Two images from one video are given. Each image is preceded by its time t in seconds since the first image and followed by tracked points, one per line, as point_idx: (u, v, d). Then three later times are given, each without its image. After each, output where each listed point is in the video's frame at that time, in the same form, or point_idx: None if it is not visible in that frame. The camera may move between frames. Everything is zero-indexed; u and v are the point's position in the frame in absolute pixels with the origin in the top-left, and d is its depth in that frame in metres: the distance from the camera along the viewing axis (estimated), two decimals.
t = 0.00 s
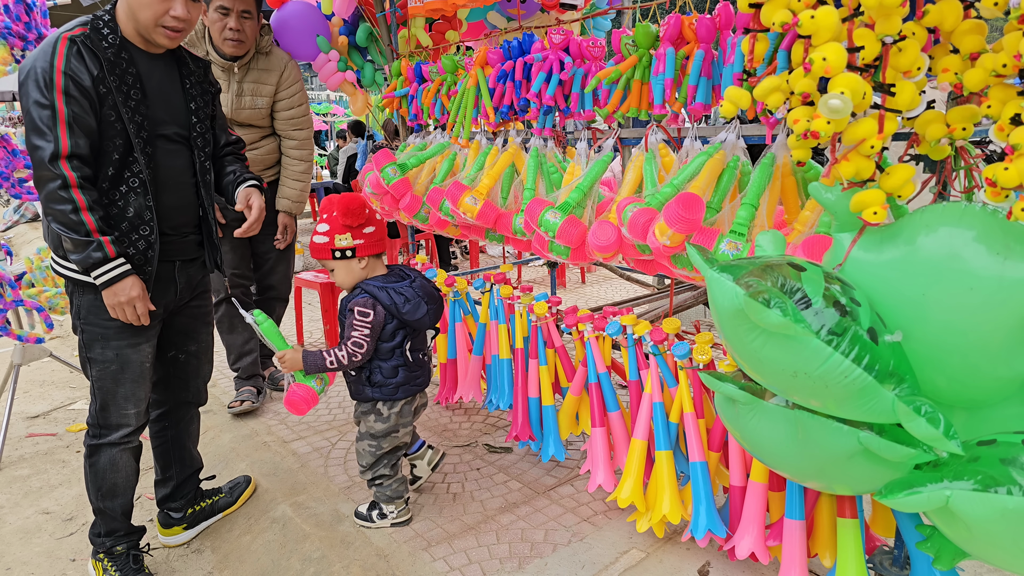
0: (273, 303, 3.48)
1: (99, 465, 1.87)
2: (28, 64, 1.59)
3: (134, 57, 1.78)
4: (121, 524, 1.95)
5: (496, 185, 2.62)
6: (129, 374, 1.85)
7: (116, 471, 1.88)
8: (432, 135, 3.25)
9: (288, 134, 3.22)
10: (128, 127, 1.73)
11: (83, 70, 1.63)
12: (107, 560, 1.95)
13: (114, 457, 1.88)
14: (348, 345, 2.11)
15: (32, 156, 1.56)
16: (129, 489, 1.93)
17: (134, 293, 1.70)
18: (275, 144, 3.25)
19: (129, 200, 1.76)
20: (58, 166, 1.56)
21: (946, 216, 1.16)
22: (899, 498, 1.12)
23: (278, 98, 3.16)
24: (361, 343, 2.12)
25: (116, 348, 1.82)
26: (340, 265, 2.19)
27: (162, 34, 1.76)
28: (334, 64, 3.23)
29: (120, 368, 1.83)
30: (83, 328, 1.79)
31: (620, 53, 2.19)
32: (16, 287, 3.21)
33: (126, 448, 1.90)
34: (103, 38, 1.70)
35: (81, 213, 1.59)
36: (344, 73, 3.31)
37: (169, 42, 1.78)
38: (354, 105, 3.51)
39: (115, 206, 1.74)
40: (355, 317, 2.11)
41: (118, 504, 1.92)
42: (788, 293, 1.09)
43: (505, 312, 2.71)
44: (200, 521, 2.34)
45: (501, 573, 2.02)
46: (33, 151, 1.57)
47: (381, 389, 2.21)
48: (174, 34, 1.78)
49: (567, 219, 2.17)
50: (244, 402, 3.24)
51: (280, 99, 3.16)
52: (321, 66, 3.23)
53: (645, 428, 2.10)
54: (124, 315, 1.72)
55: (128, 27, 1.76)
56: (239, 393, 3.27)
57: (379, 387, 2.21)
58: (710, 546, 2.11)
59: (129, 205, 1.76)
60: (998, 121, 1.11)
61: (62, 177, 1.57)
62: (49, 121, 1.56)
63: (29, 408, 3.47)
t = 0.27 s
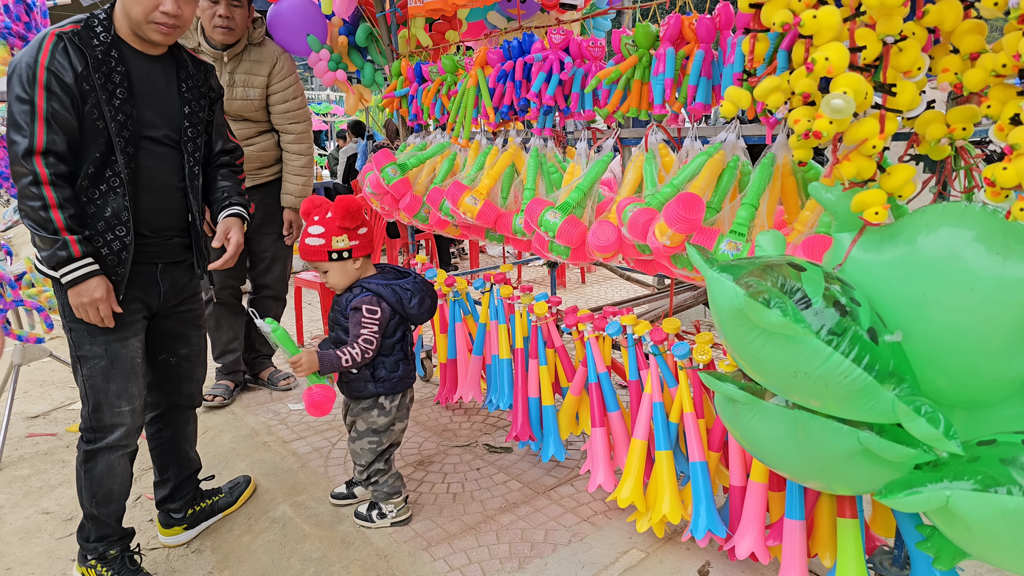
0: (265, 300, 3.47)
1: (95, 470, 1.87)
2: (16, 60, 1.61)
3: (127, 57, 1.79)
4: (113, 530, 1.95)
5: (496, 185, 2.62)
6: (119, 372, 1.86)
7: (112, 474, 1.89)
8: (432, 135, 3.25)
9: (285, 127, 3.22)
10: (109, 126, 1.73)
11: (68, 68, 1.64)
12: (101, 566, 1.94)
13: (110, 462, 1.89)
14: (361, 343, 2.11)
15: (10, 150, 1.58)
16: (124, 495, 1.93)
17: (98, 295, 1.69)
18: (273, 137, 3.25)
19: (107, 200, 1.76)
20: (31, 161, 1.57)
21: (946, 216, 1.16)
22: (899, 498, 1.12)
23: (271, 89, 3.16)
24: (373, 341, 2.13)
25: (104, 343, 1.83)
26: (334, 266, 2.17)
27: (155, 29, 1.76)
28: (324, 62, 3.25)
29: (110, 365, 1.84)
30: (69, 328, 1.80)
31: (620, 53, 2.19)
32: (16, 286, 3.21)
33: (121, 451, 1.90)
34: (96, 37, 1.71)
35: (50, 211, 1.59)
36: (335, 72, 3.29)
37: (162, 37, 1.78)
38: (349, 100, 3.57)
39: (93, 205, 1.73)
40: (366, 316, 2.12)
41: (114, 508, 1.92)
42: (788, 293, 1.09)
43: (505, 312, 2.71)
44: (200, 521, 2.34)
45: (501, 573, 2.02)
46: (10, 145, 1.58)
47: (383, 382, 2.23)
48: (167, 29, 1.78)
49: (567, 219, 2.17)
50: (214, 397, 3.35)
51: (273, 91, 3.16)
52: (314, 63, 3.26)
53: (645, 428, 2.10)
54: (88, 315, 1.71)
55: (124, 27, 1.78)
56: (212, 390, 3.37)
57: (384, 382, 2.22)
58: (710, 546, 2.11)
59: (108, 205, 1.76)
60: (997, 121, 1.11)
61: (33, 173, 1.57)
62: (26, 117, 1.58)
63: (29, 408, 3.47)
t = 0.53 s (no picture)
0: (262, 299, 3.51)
1: (79, 485, 1.87)
2: None
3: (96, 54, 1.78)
4: (108, 548, 1.94)
5: (496, 185, 2.62)
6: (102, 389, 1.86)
7: (96, 490, 1.88)
8: (432, 135, 3.25)
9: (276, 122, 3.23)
10: (89, 129, 1.73)
11: (39, 71, 1.62)
12: None
13: (94, 476, 1.88)
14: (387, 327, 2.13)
15: None
16: (113, 510, 1.93)
17: (81, 315, 1.69)
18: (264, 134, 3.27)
19: (94, 206, 1.76)
20: (10, 173, 1.56)
21: (946, 216, 1.16)
22: (899, 497, 1.12)
23: (259, 85, 3.16)
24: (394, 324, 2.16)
25: (89, 361, 1.83)
26: (337, 261, 2.17)
27: (118, 22, 1.75)
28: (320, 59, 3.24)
29: (93, 384, 1.85)
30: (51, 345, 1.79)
31: (620, 53, 2.19)
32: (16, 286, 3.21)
33: (105, 466, 1.90)
34: (62, 36, 1.69)
35: (31, 226, 1.58)
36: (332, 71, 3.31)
37: (125, 30, 1.77)
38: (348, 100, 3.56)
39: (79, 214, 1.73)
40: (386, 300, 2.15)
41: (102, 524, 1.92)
42: (789, 293, 1.09)
43: (505, 312, 2.71)
44: (200, 520, 2.34)
45: (501, 573, 2.02)
46: None
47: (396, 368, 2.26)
48: (130, 21, 1.77)
49: (567, 219, 2.17)
50: (211, 397, 3.36)
51: (261, 86, 3.16)
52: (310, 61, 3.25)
53: (645, 428, 2.10)
54: (66, 334, 1.70)
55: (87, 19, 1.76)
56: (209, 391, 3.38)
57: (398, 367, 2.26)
58: (710, 546, 2.11)
59: (95, 212, 1.76)
60: (998, 121, 1.11)
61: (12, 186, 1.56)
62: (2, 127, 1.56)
63: (29, 408, 3.47)
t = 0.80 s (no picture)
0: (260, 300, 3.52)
1: (71, 495, 1.87)
2: None
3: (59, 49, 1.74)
4: (106, 552, 1.95)
5: (496, 185, 2.62)
6: (90, 400, 1.86)
7: (88, 499, 1.89)
8: (432, 135, 3.25)
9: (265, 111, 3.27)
10: (64, 131, 1.71)
11: (8, 72, 1.60)
12: None
13: (85, 486, 1.89)
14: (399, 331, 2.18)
15: None
16: (108, 516, 1.94)
17: (89, 321, 1.70)
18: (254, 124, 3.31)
19: (74, 213, 1.75)
20: None
21: (946, 216, 1.16)
22: (899, 498, 1.12)
23: (246, 74, 3.21)
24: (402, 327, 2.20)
25: (75, 373, 1.82)
26: (341, 270, 2.16)
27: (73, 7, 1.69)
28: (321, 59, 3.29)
29: (82, 395, 1.84)
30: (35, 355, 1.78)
31: (620, 53, 2.19)
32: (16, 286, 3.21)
33: (96, 476, 1.90)
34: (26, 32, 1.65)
35: (20, 235, 1.56)
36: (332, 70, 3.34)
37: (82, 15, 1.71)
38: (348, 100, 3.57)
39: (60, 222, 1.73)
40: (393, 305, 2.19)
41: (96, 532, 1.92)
42: (788, 293, 1.09)
43: (505, 312, 2.71)
44: (200, 520, 2.35)
45: (501, 573, 2.02)
46: None
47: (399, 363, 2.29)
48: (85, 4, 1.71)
49: (567, 219, 2.17)
50: (211, 398, 3.37)
51: (248, 75, 3.21)
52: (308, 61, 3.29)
53: (645, 428, 2.10)
54: (78, 344, 1.71)
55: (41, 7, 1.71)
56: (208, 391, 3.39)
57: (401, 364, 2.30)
58: (710, 546, 2.11)
59: (76, 218, 1.76)
60: (998, 121, 1.11)
61: None
62: None
63: (29, 408, 3.47)
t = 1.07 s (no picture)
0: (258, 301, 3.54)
1: (71, 498, 1.87)
2: None
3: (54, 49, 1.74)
4: (106, 553, 1.95)
5: (496, 185, 2.62)
6: (89, 403, 1.86)
7: (88, 501, 1.89)
8: (432, 135, 3.25)
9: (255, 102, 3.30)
10: (63, 133, 1.71)
11: (8, 74, 1.59)
12: None
13: (84, 489, 1.89)
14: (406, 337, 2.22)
15: None
16: (107, 518, 1.94)
17: (77, 335, 1.70)
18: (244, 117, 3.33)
19: (72, 216, 1.76)
20: None
21: (946, 216, 1.16)
22: (899, 498, 1.12)
23: (236, 65, 3.25)
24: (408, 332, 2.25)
25: (75, 378, 1.82)
26: (349, 274, 2.15)
27: None
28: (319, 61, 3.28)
29: (81, 400, 1.84)
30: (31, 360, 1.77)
31: (620, 53, 2.19)
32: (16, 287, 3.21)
33: (95, 478, 1.90)
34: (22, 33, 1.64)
35: (17, 245, 1.55)
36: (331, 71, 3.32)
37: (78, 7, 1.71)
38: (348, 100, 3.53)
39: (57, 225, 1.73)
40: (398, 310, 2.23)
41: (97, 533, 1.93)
42: (788, 293, 1.09)
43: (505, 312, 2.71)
44: (201, 520, 2.34)
45: (501, 573, 2.02)
46: None
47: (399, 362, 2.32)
48: None
49: (567, 219, 2.17)
50: (211, 398, 3.37)
51: (238, 67, 3.25)
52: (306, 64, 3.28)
53: (645, 428, 2.10)
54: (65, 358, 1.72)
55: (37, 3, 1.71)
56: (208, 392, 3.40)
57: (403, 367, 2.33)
58: (710, 546, 2.11)
59: (75, 222, 1.76)
60: (998, 121, 1.11)
61: None
62: None
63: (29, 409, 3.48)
